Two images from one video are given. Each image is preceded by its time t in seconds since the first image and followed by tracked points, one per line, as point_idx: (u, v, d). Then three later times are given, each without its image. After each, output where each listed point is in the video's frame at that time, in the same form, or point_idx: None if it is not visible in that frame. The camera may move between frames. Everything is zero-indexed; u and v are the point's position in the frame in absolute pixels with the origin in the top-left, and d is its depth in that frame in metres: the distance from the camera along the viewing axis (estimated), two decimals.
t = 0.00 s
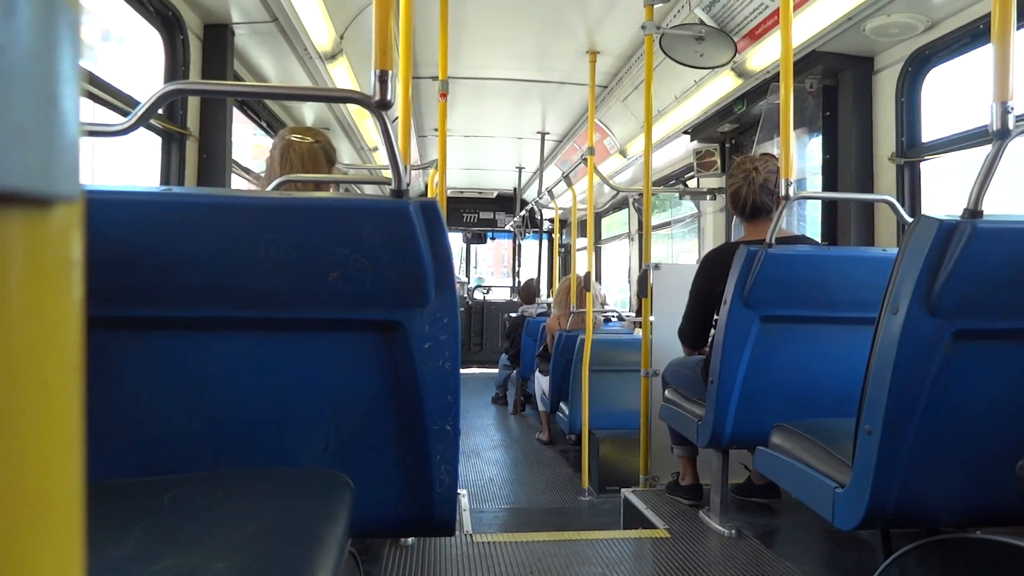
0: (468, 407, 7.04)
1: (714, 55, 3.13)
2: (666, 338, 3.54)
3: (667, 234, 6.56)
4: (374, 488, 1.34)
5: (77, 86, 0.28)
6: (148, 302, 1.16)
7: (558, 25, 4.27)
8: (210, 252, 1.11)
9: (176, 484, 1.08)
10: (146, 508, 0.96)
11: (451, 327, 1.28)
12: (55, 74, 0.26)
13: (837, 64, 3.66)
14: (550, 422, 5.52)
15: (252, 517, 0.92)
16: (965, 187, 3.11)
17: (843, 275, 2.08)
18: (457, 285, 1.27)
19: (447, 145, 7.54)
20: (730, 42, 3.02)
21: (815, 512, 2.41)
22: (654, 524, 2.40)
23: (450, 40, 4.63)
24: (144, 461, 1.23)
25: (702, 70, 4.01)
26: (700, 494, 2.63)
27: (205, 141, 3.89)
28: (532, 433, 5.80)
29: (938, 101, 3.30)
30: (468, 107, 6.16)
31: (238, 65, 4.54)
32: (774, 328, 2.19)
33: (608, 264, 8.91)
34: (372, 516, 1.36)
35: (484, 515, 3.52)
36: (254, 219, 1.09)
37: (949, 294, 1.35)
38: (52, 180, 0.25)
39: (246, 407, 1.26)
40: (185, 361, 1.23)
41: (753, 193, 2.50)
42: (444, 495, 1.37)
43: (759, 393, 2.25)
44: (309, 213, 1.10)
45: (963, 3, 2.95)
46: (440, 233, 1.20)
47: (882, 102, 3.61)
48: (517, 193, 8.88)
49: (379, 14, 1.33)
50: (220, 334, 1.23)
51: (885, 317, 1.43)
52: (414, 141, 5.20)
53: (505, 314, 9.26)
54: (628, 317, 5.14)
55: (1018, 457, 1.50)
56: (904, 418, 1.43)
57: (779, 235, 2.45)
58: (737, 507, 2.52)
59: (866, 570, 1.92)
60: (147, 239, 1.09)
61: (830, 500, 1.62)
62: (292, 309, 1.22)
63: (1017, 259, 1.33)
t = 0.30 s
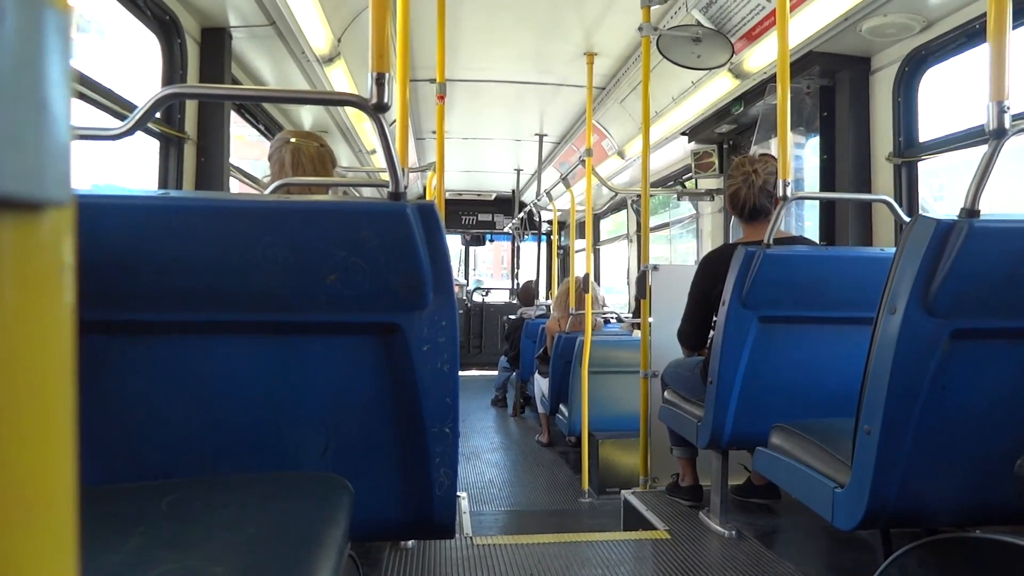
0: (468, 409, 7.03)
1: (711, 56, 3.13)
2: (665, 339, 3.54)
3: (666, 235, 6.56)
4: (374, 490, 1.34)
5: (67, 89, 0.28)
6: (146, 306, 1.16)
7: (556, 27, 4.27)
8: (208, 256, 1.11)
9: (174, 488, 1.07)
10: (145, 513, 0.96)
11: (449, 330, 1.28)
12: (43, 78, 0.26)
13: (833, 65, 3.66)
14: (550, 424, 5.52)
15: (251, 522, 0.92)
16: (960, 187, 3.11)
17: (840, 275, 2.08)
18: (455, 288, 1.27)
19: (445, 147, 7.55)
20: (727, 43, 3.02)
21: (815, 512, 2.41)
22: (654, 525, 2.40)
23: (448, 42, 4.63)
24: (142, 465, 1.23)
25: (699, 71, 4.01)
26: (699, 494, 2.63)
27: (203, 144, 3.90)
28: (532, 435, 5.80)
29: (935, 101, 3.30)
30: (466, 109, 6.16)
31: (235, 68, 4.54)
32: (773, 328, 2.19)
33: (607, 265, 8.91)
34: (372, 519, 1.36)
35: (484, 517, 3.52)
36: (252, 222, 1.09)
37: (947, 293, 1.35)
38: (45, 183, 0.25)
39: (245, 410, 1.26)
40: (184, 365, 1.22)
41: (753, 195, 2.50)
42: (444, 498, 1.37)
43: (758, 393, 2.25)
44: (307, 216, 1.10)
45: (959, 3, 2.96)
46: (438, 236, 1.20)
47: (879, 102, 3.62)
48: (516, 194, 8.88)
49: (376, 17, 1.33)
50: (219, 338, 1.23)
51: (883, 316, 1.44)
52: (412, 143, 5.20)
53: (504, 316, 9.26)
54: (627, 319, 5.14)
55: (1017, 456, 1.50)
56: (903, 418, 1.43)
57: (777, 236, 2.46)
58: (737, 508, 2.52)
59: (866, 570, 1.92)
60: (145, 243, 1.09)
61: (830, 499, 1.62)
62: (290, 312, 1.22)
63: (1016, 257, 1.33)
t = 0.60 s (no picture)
0: (466, 411, 7.03)
1: (712, 61, 3.14)
2: (665, 343, 3.54)
3: (666, 239, 6.57)
4: (372, 492, 1.34)
5: (77, 89, 0.27)
6: (146, 306, 1.16)
7: (557, 30, 4.27)
8: (210, 256, 1.11)
9: (174, 488, 1.07)
10: (144, 512, 0.96)
11: (449, 332, 1.27)
12: (55, 79, 0.26)
13: (834, 70, 3.67)
14: (548, 426, 5.51)
15: (250, 522, 0.92)
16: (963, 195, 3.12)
17: (840, 280, 2.08)
18: (456, 290, 1.27)
19: (446, 149, 7.55)
20: (728, 48, 3.02)
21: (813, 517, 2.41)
22: (652, 529, 2.40)
23: (449, 45, 4.64)
24: (141, 465, 1.23)
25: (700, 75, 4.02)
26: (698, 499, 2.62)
27: (204, 145, 3.89)
28: (530, 437, 5.80)
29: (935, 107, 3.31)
30: (467, 111, 6.16)
31: (237, 69, 4.54)
32: (773, 333, 2.19)
33: (607, 268, 8.92)
34: (370, 520, 1.36)
35: (482, 520, 3.52)
36: (253, 223, 1.09)
37: (947, 300, 1.35)
38: (54, 183, 0.25)
39: (244, 411, 1.25)
40: (184, 365, 1.22)
41: (754, 200, 2.50)
42: (443, 500, 1.37)
43: (758, 398, 2.25)
44: (308, 217, 1.10)
45: (960, 10, 2.97)
46: (439, 238, 1.20)
47: (880, 108, 3.63)
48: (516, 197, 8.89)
49: (379, 19, 1.33)
50: (219, 338, 1.23)
51: (884, 322, 1.44)
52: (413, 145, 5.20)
53: (503, 318, 9.26)
54: (627, 322, 5.14)
55: (1017, 463, 1.50)
56: (902, 423, 1.43)
57: (777, 240, 2.47)
58: (736, 512, 2.52)
59: None
60: (146, 242, 1.08)
61: (828, 505, 1.62)
62: (291, 313, 1.22)
63: (1016, 264, 1.33)
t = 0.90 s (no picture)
0: (467, 412, 7.03)
1: (711, 60, 3.14)
2: (665, 342, 3.54)
3: (666, 239, 6.57)
4: (374, 494, 1.34)
5: (72, 93, 0.28)
6: (147, 309, 1.16)
7: (556, 31, 4.28)
8: (210, 258, 1.11)
9: (175, 490, 1.07)
10: (145, 515, 0.96)
11: (449, 333, 1.28)
12: (51, 85, 0.26)
13: (833, 69, 3.67)
14: (550, 427, 5.51)
15: (251, 525, 0.92)
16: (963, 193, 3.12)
17: (840, 279, 2.09)
18: (456, 290, 1.27)
19: (446, 150, 7.55)
20: (727, 47, 3.02)
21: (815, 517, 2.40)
22: (654, 529, 2.39)
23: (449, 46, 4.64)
24: (142, 467, 1.23)
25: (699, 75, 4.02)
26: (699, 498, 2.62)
27: (203, 147, 3.90)
28: (531, 438, 5.80)
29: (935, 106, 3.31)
30: (467, 112, 6.17)
31: (236, 71, 4.55)
32: (773, 333, 2.19)
33: (608, 268, 8.92)
34: (371, 522, 1.36)
35: (484, 520, 3.52)
36: (253, 225, 1.09)
37: (947, 298, 1.35)
38: (50, 186, 0.26)
39: (245, 413, 1.26)
40: (184, 368, 1.22)
41: (757, 198, 2.51)
42: (444, 501, 1.37)
43: (759, 397, 2.24)
44: (308, 219, 1.10)
45: (959, 8, 2.97)
46: (439, 239, 1.20)
47: (879, 107, 3.63)
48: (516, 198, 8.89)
49: (377, 21, 1.33)
50: (220, 340, 1.23)
51: (884, 321, 1.44)
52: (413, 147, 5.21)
53: (504, 319, 9.26)
54: (628, 322, 5.14)
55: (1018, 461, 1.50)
56: (903, 422, 1.43)
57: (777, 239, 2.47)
58: (737, 512, 2.51)
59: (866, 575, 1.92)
60: (146, 244, 1.09)
61: (829, 504, 1.62)
62: (291, 315, 1.22)
63: (1015, 262, 1.33)
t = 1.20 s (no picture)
0: (467, 412, 7.03)
1: (712, 61, 3.13)
2: (666, 344, 3.54)
3: (667, 240, 6.57)
4: (374, 494, 1.34)
5: (81, 97, 0.28)
6: (147, 309, 1.16)
7: (557, 32, 4.28)
8: (210, 258, 1.11)
9: (175, 490, 1.07)
10: (145, 515, 0.96)
11: (450, 333, 1.27)
12: (61, 90, 0.26)
13: (835, 71, 3.67)
14: (549, 427, 5.51)
15: (251, 525, 0.91)
16: (963, 193, 3.12)
17: (841, 280, 2.09)
18: (456, 291, 1.27)
19: (446, 150, 7.55)
20: (728, 49, 3.01)
21: (815, 518, 2.40)
22: (654, 530, 2.39)
23: (450, 46, 4.64)
24: (143, 467, 1.23)
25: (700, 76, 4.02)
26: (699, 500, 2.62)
27: (204, 147, 3.89)
28: (531, 438, 5.80)
29: (936, 108, 3.31)
30: (467, 112, 6.17)
31: (238, 71, 4.55)
32: (774, 334, 2.18)
33: (608, 269, 8.92)
34: (372, 522, 1.36)
35: (484, 521, 3.52)
36: (254, 225, 1.09)
37: (948, 300, 1.35)
38: (59, 188, 0.25)
39: (245, 413, 1.25)
40: (184, 368, 1.22)
41: (767, 199, 2.51)
42: (445, 501, 1.37)
43: (759, 399, 2.24)
44: (309, 219, 1.10)
45: (960, 10, 2.97)
46: (440, 240, 1.20)
47: (880, 109, 3.63)
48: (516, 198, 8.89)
49: (379, 21, 1.33)
50: (220, 340, 1.22)
51: (885, 322, 1.43)
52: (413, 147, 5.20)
53: (504, 319, 9.26)
54: (628, 323, 5.14)
55: (1018, 463, 1.50)
56: (904, 424, 1.42)
57: (779, 241, 2.47)
58: (737, 514, 2.51)
59: None
60: (146, 244, 1.08)
61: (830, 505, 1.62)
62: (291, 316, 1.22)
63: (1016, 264, 1.33)
